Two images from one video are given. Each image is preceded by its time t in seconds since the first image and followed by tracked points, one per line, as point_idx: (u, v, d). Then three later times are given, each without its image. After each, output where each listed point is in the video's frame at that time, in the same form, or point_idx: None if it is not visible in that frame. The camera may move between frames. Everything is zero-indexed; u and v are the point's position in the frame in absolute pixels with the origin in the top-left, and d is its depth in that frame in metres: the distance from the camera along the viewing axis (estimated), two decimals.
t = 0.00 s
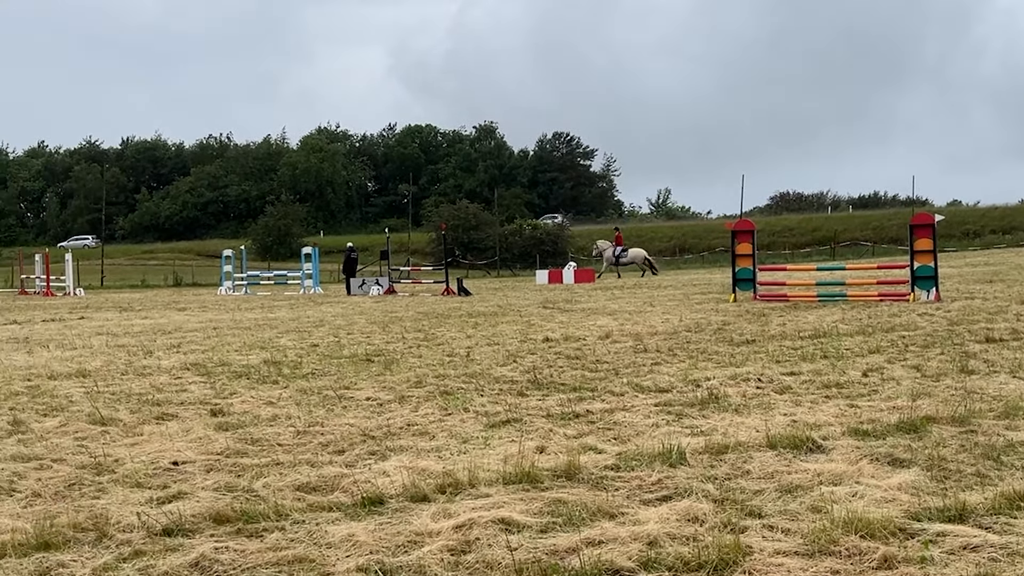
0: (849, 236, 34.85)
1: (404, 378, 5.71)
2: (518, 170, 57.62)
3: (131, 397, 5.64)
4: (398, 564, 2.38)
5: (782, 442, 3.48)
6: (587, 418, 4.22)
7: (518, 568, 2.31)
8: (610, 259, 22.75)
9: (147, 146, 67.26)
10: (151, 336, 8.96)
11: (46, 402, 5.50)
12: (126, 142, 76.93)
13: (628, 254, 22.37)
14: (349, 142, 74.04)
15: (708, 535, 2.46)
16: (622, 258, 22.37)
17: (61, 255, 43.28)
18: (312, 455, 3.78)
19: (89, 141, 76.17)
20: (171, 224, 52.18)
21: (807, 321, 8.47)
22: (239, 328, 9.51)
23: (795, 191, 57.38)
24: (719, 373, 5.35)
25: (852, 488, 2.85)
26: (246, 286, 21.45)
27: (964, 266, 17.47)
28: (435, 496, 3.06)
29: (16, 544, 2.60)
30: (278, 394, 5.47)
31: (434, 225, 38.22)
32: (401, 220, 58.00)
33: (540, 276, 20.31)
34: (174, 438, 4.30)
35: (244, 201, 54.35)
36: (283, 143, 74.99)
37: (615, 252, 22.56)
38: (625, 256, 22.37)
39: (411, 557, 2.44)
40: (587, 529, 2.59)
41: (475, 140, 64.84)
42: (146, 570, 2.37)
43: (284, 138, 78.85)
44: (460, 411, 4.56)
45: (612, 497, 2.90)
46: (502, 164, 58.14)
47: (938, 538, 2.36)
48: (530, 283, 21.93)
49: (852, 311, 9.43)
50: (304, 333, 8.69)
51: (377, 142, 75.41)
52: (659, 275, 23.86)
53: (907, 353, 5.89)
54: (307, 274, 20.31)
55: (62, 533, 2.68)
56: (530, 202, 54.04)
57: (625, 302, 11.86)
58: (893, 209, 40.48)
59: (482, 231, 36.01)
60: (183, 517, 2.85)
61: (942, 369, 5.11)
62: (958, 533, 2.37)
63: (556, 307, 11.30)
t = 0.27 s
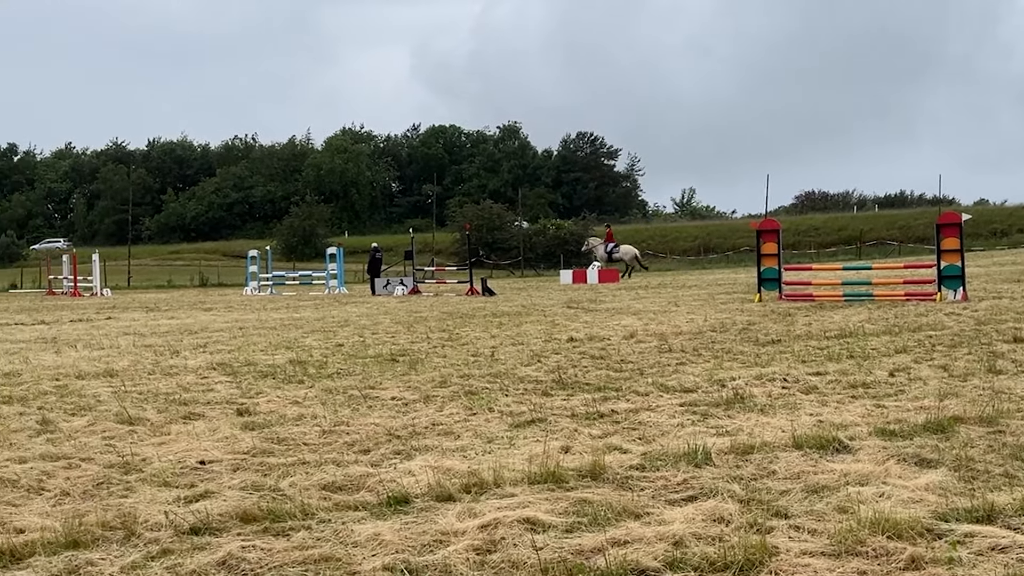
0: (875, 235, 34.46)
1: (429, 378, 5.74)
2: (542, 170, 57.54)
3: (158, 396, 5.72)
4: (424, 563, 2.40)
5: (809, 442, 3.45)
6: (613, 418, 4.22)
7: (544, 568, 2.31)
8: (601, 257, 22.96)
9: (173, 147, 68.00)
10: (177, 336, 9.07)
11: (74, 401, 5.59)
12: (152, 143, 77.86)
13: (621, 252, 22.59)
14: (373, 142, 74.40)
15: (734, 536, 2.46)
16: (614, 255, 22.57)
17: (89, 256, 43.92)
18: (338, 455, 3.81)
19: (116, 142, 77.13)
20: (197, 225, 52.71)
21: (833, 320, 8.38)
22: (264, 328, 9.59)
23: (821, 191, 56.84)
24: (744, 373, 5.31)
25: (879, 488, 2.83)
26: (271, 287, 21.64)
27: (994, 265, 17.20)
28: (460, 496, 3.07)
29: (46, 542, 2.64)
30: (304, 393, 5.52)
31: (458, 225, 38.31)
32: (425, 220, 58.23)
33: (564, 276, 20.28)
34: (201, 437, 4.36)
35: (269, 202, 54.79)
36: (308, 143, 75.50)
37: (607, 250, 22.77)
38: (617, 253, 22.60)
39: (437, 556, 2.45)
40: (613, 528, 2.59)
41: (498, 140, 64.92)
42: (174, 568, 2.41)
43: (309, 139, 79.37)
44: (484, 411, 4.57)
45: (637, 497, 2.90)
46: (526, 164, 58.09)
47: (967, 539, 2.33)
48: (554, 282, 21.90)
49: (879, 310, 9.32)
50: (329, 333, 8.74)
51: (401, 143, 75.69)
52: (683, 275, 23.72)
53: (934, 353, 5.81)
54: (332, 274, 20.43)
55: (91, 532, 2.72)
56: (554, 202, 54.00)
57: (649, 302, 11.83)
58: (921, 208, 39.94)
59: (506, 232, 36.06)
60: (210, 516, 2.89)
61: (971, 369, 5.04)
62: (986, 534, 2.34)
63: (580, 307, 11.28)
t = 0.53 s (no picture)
0: (902, 236, 34.03)
1: (455, 378, 5.76)
2: (567, 170, 57.45)
3: (186, 396, 5.80)
4: (451, 564, 2.41)
5: (836, 443, 3.42)
6: (639, 418, 4.21)
7: (572, 569, 2.31)
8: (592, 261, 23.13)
9: (201, 148, 68.72)
10: (205, 337, 9.19)
11: (104, 401, 5.68)
12: (180, 144, 78.80)
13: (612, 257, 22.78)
14: (399, 142, 74.72)
15: (762, 536, 2.44)
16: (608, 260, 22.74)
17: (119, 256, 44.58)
18: (365, 454, 3.84)
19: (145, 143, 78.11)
20: (224, 226, 53.28)
21: (861, 321, 8.27)
22: (291, 328, 9.69)
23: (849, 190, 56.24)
24: (772, 374, 5.27)
25: (907, 489, 2.79)
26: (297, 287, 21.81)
27: None
28: (487, 496, 3.08)
29: (76, 540, 2.68)
30: (331, 393, 5.58)
31: (484, 225, 38.39)
32: (451, 220, 58.42)
33: (590, 276, 20.25)
34: (229, 437, 4.41)
35: (296, 202, 55.33)
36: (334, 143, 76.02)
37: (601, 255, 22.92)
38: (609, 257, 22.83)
39: (464, 556, 2.46)
40: (640, 529, 2.59)
41: (524, 140, 64.94)
42: (203, 567, 2.44)
43: (335, 139, 79.94)
44: (511, 411, 4.58)
45: (665, 498, 2.89)
46: (552, 165, 58.06)
47: (996, 541, 2.30)
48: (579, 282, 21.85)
49: (907, 311, 9.19)
50: (356, 333, 8.81)
51: (426, 143, 76.01)
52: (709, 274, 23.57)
53: (964, 353, 5.71)
54: (359, 274, 20.55)
55: (121, 530, 2.77)
56: (580, 202, 53.91)
57: (675, 302, 11.77)
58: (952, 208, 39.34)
59: (531, 231, 36.07)
60: (238, 515, 2.93)
61: (1001, 369, 4.96)
62: (1018, 537, 2.29)
63: (606, 307, 11.25)
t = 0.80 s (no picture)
0: (933, 234, 33.57)
1: (483, 377, 5.77)
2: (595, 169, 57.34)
3: (216, 394, 5.87)
4: (480, 562, 2.43)
5: (867, 443, 3.38)
6: (667, 418, 4.19)
7: (600, 568, 2.32)
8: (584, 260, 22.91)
9: (230, 147, 69.46)
10: (234, 335, 9.29)
11: (135, 399, 5.78)
12: (209, 143, 79.75)
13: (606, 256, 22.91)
14: (426, 142, 75.00)
15: (792, 536, 2.43)
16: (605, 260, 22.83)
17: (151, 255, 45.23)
18: (393, 453, 3.87)
19: (175, 144, 79.13)
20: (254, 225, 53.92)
21: (892, 320, 8.16)
22: (320, 327, 9.77)
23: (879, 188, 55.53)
24: (800, 373, 5.22)
25: (938, 489, 2.76)
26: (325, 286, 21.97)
27: None
28: (515, 494, 3.10)
29: (109, 537, 2.72)
30: (359, 392, 5.62)
31: (511, 224, 38.43)
32: (478, 219, 58.55)
33: (617, 275, 20.19)
34: (259, 435, 4.47)
35: (324, 202, 55.90)
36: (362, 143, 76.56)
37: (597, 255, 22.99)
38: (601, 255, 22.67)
39: (492, 555, 2.47)
40: (668, 529, 2.58)
41: (551, 139, 64.88)
42: (234, 564, 2.47)
43: (363, 139, 80.50)
44: (538, 410, 4.59)
45: (693, 497, 2.88)
46: (579, 164, 57.97)
47: None
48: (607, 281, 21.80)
49: (938, 310, 9.05)
50: (383, 332, 8.86)
51: (454, 142, 76.22)
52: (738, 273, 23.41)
53: (997, 353, 5.62)
54: (386, 273, 20.65)
55: (153, 527, 2.81)
56: (607, 201, 53.76)
57: (703, 302, 11.67)
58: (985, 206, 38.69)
59: (558, 231, 36.07)
60: (268, 513, 2.97)
61: None
62: None
63: (634, 306, 11.20)
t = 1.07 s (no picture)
0: (965, 232, 33.06)
1: (512, 375, 5.80)
2: (624, 167, 57.14)
3: (247, 392, 5.96)
4: (510, 560, 2.44)
5: (899, 443, 3.34)
6: (698, 417, 4.17)
7: (631, 567, 2.32)
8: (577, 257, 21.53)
9: (261, 146, 70.19)
10: (265, 333, 9.41)
11: (168, 396, 5.88)
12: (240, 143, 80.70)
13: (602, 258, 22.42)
14: (455, 142, 75.27)
15: (824, 536, 2.41)
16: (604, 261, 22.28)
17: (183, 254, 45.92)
18: (424, 451, 3.90)
19: (207, 144, 80.16)
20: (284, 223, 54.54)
21: (925, 319, 8.04)
22: (350, 325, 9.86)
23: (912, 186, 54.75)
24: (832, 372, 5.16)
25: (973, 490, 2.72)
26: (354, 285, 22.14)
27: None
28: (546, 493, 3.10)
29: (143, 533, 2.76)
30: (389, 389, 5.67)
31: (540, 223, 38.45)
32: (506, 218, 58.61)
33: (646, 274, 20.12)
34: (290, 432, 4.53)
35: (354, 200, 56.55)
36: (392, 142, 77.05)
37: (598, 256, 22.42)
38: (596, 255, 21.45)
39: (522, 553, 2.48)
40: (699, 528, 2.57)
41: (579, 137, 64.75)
42: (267, 560, 2.51)
43: (393, 138, 81.00)
44: (568, 408, 4.59)
45: (724, 497, 2.86)
46: (608, 161, 57.81)
47: None
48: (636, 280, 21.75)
49: (973, 308, 8.91)
50: (413, 330, 8.92)
51: (482, 140, 76.40)
52: (769, 272, 23.22)
53: None
54: (415, 271, 20.76)
55: (186, 523, 2.85)
56: (636, 199, 53.52)
57: (733, 300, 11.58)
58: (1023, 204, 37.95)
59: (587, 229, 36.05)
60: (300, 510, 3.00)
61: None
62: None
63: (664, 305, 11.16)
